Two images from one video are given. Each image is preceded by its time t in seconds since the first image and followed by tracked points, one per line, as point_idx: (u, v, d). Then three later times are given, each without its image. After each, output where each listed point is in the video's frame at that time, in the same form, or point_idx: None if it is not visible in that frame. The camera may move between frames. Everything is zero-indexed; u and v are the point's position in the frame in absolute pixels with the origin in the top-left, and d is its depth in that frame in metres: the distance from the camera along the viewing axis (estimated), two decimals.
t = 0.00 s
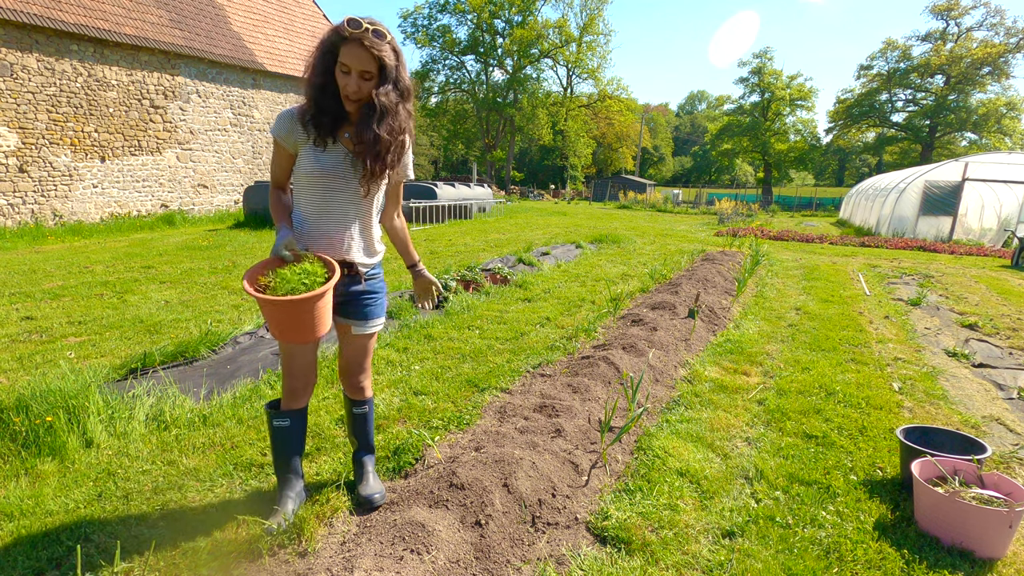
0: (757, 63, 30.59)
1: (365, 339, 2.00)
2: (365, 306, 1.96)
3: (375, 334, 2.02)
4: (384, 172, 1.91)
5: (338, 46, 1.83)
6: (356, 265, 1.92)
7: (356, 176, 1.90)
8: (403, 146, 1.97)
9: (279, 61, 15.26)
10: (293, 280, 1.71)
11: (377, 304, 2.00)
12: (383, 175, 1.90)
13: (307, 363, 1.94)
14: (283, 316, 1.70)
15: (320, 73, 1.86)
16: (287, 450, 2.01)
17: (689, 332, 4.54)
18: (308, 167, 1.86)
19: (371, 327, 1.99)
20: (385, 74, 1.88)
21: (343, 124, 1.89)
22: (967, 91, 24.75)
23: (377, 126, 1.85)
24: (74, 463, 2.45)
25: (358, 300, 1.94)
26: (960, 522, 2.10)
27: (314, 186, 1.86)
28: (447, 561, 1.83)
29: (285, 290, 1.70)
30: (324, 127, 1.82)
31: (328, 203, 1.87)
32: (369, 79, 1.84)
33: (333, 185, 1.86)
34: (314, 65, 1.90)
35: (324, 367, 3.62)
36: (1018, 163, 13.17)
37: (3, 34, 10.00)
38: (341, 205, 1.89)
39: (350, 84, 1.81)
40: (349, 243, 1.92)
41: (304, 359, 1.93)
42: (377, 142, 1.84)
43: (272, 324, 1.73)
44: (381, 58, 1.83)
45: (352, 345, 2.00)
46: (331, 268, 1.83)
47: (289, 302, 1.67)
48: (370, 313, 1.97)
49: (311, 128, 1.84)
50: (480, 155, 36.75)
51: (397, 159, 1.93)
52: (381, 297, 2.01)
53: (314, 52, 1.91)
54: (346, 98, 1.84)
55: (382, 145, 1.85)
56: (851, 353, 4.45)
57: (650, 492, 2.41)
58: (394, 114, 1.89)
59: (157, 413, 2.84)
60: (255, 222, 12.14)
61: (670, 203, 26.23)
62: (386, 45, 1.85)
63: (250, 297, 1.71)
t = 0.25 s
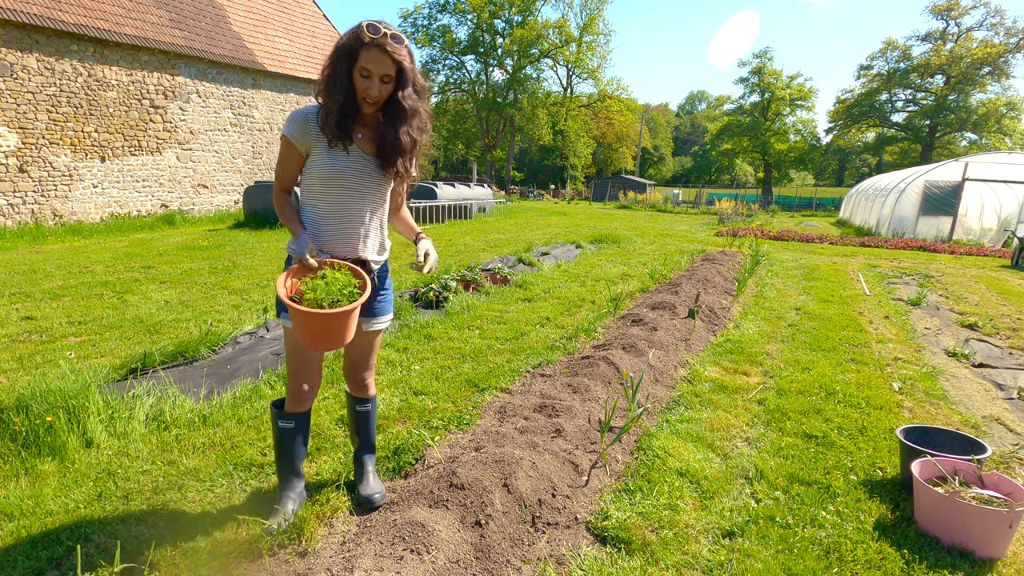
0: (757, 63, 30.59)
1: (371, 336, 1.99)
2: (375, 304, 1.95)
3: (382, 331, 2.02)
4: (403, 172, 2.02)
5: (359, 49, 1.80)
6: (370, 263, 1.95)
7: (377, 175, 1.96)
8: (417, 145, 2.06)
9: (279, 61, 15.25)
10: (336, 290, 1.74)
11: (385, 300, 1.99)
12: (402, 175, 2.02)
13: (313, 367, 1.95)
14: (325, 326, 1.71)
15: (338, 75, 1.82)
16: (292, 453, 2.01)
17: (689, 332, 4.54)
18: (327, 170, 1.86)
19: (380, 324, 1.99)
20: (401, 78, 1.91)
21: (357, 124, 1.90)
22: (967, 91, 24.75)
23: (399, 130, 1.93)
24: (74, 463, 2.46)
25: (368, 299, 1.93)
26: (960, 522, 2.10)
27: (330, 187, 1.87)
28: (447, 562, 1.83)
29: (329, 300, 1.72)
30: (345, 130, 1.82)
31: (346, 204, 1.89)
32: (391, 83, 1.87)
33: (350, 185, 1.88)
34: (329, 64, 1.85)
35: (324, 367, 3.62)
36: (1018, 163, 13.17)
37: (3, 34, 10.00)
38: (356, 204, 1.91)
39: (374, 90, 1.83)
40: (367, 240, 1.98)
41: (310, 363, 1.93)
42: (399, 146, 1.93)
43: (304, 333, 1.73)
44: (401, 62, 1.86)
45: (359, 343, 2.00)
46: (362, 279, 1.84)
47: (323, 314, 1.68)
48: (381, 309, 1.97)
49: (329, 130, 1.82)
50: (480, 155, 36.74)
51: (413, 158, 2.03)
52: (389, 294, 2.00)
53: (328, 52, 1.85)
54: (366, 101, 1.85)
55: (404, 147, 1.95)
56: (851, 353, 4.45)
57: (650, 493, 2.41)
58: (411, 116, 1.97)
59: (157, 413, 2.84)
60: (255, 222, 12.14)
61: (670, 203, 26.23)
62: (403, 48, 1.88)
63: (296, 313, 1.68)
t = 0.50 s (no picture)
0: (757, 63, 30.59)
1: (379, 336, 1.98)
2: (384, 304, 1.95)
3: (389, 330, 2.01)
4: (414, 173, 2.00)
5: (366, 51, 1.82)
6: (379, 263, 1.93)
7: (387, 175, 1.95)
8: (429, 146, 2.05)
9: (279, 61, 15.26)
10: (349, 296, 1.76)
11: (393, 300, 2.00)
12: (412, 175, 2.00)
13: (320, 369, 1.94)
14: (340, 332, 1.71)
15: (346, 77, 1.83)
16: (295, 454, 2.01)
17: (689, 332, 4.54)
18: (336, 171, 1.86)
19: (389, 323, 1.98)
20: (408, 79, 1.92)
21: (366, 125, 1.91)
22: (967, 91, 24.76)
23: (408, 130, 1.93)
24: (74, 463, 2.46)
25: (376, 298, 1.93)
26: (960, 522, 2.10)
27: (339, 187, 1.87)
28: (447, 561, 1.83)
29: (343, 307, 1.74)
30: (354, 130, 1.83)
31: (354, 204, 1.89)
32: (399, 84, 1.88)
33: (359, 185, 1.88)
34: (338, 69, 1.87)
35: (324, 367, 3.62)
36: (1017, 163, 13.18)
37: (3, 34, 10.00)
38: (364, 203, 1.90)
39: (382, 90, 1.83)
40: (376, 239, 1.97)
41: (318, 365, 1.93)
42: (409, 146, 1.92)
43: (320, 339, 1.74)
44: (408, 63, 1.87)
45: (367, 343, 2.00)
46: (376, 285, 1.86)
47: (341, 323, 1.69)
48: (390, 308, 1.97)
49: (339, 131, 1.83)
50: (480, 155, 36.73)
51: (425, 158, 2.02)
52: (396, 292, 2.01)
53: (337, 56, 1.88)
54: (375, 102, 1.86)
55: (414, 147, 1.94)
56: (851, 354, 4.45)
57: (650, 493, 2.41)
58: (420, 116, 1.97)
59: (157, 413, 2.84)
60: (255, 222, 12.13)
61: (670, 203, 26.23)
62: (410, 51, 1.89)
63: (311, 320, 1.70)
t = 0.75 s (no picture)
0: (757, 63, 30.58)
1: (384, 334, 1.97)
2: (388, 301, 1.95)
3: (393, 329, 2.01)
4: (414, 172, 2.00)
5: (368, 53, 1.82)
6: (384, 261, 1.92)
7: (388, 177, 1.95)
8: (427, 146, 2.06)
9: (279, 61, 15.26)
10: (357, 295, 1.75)
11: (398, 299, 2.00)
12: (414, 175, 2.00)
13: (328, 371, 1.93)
14: (347, 330, 1.71)
15: (348, 81, 1.84)
16: (298, 454, 2.00)
17: (689, 332, 4.54)
18: (339, 173, 1.86)
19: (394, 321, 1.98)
20: (409, 80, 1.92)
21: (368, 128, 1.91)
22: (967, 91, 24.76)
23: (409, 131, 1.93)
24: (74, 463, 2.46)
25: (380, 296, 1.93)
26: (960, 522, 2.10)
27: (341, 189, 1.87)
28: (447, 562, 1.83)
29: (351, 305, 1.74)
30: (356, 132, 1.83)
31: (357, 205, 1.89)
32: (401, 86, 1.88)
33: (362, 186, 1.88)
34: (340, 71, 1.87)
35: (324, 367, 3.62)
36: (1017, 163, 13.18)
37: (3, 33, 10.00)
38: (368, 205, 1.90)
39: (384, 92, 1.83)
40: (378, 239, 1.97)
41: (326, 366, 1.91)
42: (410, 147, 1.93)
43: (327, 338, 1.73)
44: (409, 64, 1.87)
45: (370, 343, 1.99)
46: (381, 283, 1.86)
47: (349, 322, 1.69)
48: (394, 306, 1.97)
49: (341, 133, 1.84)
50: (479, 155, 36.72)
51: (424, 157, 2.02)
52: (401, 290, 2.01)
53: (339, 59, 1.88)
54: (377, 104, 1.86)
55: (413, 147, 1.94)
56: (851, 354, 4.45)
57: (650, 492, 2.41)
58: (420, 116, 1.97)
59: (157, 413, 2.84)
60: (255, 222, 12.13)
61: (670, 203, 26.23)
62: (410, 51, 1.89)
63: (320, 320, 1.69)
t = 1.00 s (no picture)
0: (757, 63, 30.58)
1: (386, 334, 1.97)
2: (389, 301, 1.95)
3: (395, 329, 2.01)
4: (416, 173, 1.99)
5: (370, 52, 1.84)
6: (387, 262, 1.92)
7: (390, 177, 1.95)
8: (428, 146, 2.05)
9: (279, 61, 15.26)
10: (358, 295, 1.75)
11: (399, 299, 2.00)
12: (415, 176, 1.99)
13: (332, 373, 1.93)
14: (348, 330, 1.72)
15: (351, 79, 1.85)
16: (300, 456, 1.99)
17: (689, 332, 4.54)
18: (342, 173, 1.85)
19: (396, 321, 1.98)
20: (410, 78, 1.93)
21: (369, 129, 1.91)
22: (967, 91, 24.76)
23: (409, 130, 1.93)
24: (74, 464, 2.46)
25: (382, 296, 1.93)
26: (960, 521, 2.10)
27: (343, 189, 1.86)
28: (447, 561, 1.83)
29: (352, 306, 1.74)
30: (357, 132, 1.83)
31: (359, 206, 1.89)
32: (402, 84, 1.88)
33: (363, 187, 1.88)
34: (342, 71, 1.89)
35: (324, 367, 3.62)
36: (1017, 163, 13.18)
37: (3, 33, 10.00)
38: (369, 206, 1.90)
39: (385, 90, 1.84)
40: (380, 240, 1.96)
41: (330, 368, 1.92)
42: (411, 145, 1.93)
43: (327, 338, 1.73)
44: (410, 62, 1.88)
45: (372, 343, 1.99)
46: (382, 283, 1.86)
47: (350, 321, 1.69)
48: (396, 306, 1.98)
49: (342, 133, 1.84)
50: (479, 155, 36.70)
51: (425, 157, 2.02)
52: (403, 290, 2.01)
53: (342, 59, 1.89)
54: (379, 102, 1.86)
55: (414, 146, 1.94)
56: (851, 354, 4.45)
57: (650, 493, 2.41)
58: (421, 115, 1.97)
59: (157, 413, 2.84)
60: (255, 222, 12.13)
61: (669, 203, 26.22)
62: (411, 50, 1.90)
63: (321, 320, 1.69)
